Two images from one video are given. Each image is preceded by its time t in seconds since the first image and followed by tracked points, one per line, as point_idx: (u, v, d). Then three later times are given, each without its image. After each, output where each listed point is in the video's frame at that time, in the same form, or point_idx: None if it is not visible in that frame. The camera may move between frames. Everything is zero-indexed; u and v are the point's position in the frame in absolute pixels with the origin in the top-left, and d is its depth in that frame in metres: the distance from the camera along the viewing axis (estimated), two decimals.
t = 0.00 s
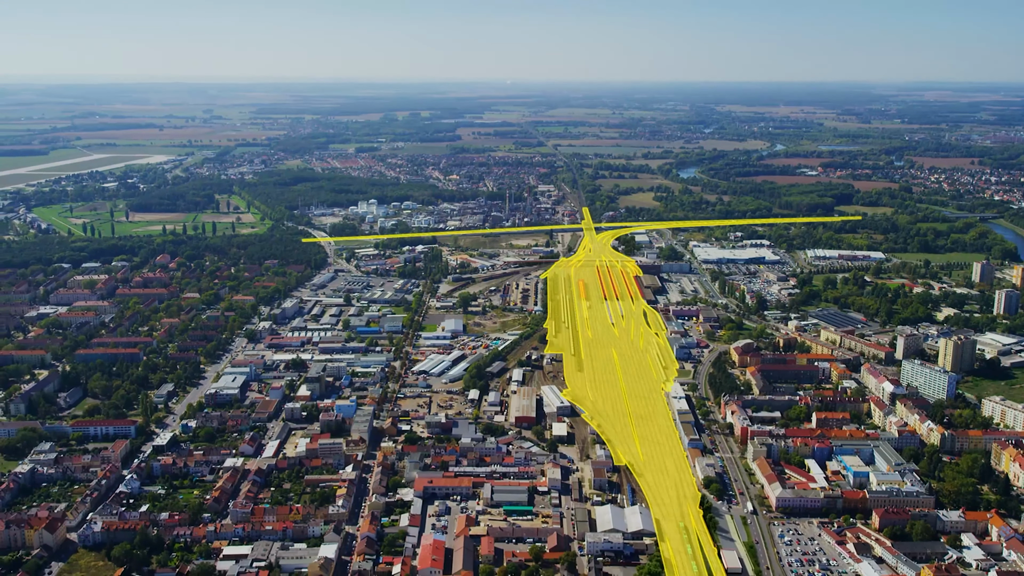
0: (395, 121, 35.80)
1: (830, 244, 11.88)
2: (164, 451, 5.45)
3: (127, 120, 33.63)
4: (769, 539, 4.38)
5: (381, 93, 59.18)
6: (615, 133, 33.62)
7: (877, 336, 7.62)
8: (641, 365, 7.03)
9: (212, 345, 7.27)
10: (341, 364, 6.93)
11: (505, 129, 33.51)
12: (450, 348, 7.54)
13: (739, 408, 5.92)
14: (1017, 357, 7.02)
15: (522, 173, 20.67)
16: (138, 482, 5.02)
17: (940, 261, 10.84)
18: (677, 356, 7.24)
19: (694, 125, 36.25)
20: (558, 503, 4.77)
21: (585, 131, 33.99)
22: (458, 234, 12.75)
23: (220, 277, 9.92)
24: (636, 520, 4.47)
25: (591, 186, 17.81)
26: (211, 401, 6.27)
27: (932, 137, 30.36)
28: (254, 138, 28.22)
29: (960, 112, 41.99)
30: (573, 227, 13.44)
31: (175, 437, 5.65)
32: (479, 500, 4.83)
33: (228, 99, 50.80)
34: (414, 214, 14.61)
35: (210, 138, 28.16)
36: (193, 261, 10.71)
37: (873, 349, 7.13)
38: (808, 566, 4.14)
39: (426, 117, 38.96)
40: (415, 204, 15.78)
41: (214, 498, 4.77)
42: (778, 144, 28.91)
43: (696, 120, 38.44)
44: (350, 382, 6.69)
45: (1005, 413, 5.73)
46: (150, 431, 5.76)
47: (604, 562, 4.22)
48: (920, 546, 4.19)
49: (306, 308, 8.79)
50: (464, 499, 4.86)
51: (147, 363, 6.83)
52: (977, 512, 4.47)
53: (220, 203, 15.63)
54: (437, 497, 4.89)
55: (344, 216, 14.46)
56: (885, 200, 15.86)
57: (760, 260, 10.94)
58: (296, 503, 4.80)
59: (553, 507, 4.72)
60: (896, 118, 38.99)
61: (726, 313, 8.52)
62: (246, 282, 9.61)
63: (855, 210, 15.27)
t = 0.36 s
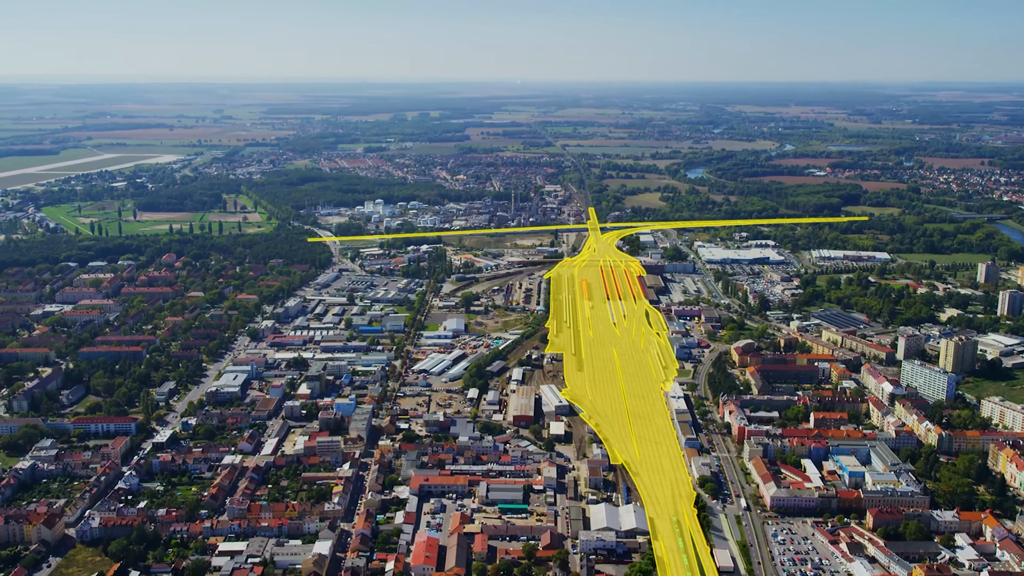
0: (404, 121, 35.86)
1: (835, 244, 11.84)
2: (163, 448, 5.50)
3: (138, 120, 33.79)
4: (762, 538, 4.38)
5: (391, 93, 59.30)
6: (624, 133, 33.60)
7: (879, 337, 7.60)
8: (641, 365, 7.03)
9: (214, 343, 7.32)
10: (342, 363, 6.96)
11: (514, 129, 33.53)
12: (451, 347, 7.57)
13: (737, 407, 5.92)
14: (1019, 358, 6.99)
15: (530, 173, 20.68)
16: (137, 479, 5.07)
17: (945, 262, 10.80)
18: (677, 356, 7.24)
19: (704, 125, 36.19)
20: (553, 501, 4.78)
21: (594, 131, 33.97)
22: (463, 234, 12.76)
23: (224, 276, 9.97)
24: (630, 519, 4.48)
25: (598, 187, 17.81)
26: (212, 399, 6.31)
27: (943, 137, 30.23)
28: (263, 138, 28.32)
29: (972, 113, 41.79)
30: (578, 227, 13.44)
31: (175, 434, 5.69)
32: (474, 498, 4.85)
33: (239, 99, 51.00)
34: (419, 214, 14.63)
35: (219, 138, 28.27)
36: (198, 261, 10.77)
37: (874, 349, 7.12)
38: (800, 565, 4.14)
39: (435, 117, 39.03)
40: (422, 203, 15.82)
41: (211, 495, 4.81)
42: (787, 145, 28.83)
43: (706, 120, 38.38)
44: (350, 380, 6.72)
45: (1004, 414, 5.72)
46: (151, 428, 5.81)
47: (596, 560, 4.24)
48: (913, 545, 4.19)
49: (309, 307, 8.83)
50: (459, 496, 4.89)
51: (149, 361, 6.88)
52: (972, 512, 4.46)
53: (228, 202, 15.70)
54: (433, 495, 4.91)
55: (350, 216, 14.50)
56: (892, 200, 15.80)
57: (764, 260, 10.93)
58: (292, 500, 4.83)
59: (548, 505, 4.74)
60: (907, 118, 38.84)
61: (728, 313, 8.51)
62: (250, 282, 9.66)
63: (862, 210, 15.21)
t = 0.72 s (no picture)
0: (413, 122, 35.91)
1: (840, 245, 11.81)
2: (162, 445, 5.53)
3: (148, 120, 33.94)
4: (755, 537, 4.38)
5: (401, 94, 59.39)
6: (632, 133, 33.59)
7: (880, 338, 7.58)
8: (640, 365, 7.03)
9: (215, 342, 7.36)
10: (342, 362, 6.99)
11: (522, 129, 33.54)
12: (452, 346, 7.59)
13: (734, 407, 5.91)
14: (1019, 359, 6.96)
15: (537, 173, 20.69)
16: (135, 476, 5.11)
17: (950, 262, 10.77)
18: (677, 355, 7.23)
19: (712, 125, 36.12)
20: (547, 500, 4.79)
21: (603, 131, 33.95)
22: (467, 234, 12.78)
23: (228, 275, 10.01)
24: (623, 517, 4.49)
25: (604, 187, 17.80)
26: (212, 397, 6.34)
27: (953, 138, 30.12)
28: (272, 138, 28.40)
29: (983, 113, 41.60)
30: (582, 227, 13.45)
31: (174, 432, 5.73)
32: (469, 497, 4.86)
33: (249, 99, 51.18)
34: (424, 213, 14.66)
35: (227, 138, 28.36)
36: (203, 259, 10.82)
37: (874, 349, 7.10)
38: (792, 565, 4.14)
39: (443, 117, 39.07)
40: (427, 203, 15.85)
41: (208, 492, 4.84)
42: (796, 145, 28.76)
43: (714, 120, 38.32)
44: (350, 379, 6.75)
45: (1002, 415, 5.70)
46: (150, 426, 5.85)
47: (588, 558, 4.25)
48: (905, 545, 4.19)
49: (311, 307, 8.86)
50: (454, 495, 4.90)
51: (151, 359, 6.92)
52: (966, 513, 4.46)
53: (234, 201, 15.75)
54: (428, 493, 4.93)
55: (355, 216, 14.54)
56: (898, 201, 15.75)
57: (768, 260, 10.92)
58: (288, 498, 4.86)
59: (542, 504, 4.75)
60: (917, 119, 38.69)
61: (729, 313, 8.51)
62: (253, 281, 9.69)
63: (868, 211, 15.17)
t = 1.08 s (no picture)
0: (420, 122, 35.96)
1: (844, 245, 11.79)
2: (160, 443, 5.57)
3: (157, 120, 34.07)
4: (747, 536, 4.39)
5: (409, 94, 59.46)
6: (640, 133, 33.56)
7: (880, 338, 7.57)
8: (639, 365, 7.03)
9: (216, 341, 7.40)
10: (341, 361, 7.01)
11: (530, 130, 33.54)
12: (452, 345, 7.61)
13: (731, 407, 5.91)
14: (1019, 360, 6.94)
15: (543, 173, 20.70)
16: (132, 473, 5.14)
17: (954, 263, 10.73)
18: (676, 355, 7.23)
19: (720, 126, 36.07)
20: (541, 498, 4.81)
21: (610, 132, 33.92)
22: (471, 234, 12.80)
23: (231, 275, 10.05)
24: (615, 517, 4.50)
25: (609, 187, 17.80)
26: (211, 395, 6.38)
27: (962, 138, 30.00)
28: (280, 138, 28.47)
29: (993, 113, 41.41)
30: (586, 227, 13.45)
31: (173, 430, 5.77)
32: (463, 495, 4.88)
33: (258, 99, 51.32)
34: (429, 213, 14.68)
35: (235, 138, 28.45)
36: (206, 259, 10.86)
37: (874, 350, 7.09)
38: (783, 564, 4.14)
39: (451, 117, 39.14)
40: (432, 203, 15.88)
41: (204, 490, 4.87)
42: (803, 146, 28.70)
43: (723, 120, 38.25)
44: (349, 378, 6.77)
45: (999, 416, 5.68)
46: (149, 424, 5.89)
47: (580, 556, 4.26)
48: (897, 545, 4.19)
49: (313, 306, 8.89)
50: (448, 493, 4.92)
51: (152, 357, 6.96)
52: (959, 513, 4.45)
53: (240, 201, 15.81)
54: (423, 492, 4.95)
55: (360, 215, 14.58)
56: (905, 202, 15.71)
57: (771, 261, 10.91)
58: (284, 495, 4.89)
59: (536, 503, 4.76)
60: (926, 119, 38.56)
61: (730, 313, 8.50)
62: (256, 280, 9.73)
63: (874, 211, 15.13)
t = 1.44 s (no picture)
0: (427, 121, 36.00)
1: (847, 246, 11.76)
2: (157, 442, 5.60)
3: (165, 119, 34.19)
4: (739, 536, 4.38)
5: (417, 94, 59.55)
6: (647, 133, 33.54)
7: (880, 339, 7.55)
8: (638, 365, 7.03)
9: (216, 341, 7.43)
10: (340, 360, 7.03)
11: (537, 130, 33.54)
12: (451, 345, 7.62)
13: (727, 407, 5.90)
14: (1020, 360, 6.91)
15: (548, 173, 20.70)
16: (128, 471, 5.17)
17: (958, 264, 10.70)
18: (675, 355, 7.22)
19: (728, 125, 36.01)
20: (534, 497, 4.82)
21: (617, 132, 33.90)
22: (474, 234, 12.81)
23: (233, 274, 10.09)
24: (608, 515, 4.50)
25: (614, 187, 17.79)
26: (209, 394, 6.41)
27: (971, 138, 29.89)
28: (286, 138, 28.53)
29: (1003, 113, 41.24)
30: (589, 227, 13.46)
31: (170, 428, 5.79)
32: (457, 494, 4.89)
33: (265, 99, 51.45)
34: (433, 213, 14.70)
35: (242, 138, 28.53)
36: (209, 258, 10.91)
37: (873, 350, 7.07)
38: (774, 564, 4.14)
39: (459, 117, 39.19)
40: (436, 203, 15.90)
41: (200, 487, 4.89)
42: (810, 146, 28.63)
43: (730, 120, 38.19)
44: (347, 377, 6.79)
45: (997, 416, 5.67)
46: (147, 422, 5.92)
47: (571, 555, 4.27)
48: (889, 545, 4.18)
49: (314, 305, 8.91)
50: (442, 492, 4.93)
51: (152, 356, 6.99)
52: (952, 513, 4.44)
53: (244, 201, 15.85)
54: (417, 490, 4.96)
55: (364, 215, 14.61)
56: (910, 202, 15.66)
57: (774, 261, 10.89)
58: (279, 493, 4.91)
59: (529, 501, 4.77)
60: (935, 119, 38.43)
61: (730, 313, 8.49)
62: (258, 279, 9.76)
63: (879, 212, 15.08)
